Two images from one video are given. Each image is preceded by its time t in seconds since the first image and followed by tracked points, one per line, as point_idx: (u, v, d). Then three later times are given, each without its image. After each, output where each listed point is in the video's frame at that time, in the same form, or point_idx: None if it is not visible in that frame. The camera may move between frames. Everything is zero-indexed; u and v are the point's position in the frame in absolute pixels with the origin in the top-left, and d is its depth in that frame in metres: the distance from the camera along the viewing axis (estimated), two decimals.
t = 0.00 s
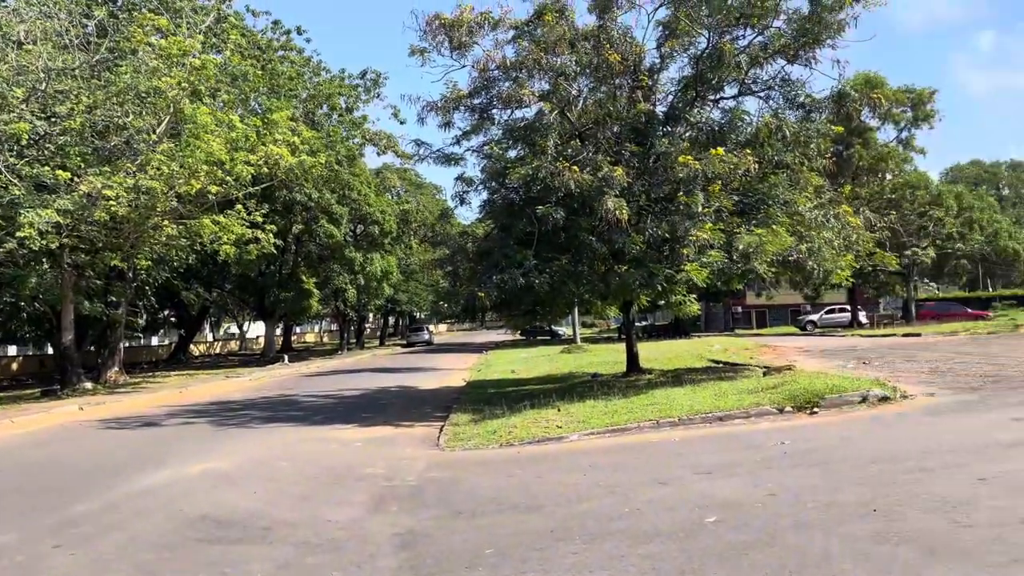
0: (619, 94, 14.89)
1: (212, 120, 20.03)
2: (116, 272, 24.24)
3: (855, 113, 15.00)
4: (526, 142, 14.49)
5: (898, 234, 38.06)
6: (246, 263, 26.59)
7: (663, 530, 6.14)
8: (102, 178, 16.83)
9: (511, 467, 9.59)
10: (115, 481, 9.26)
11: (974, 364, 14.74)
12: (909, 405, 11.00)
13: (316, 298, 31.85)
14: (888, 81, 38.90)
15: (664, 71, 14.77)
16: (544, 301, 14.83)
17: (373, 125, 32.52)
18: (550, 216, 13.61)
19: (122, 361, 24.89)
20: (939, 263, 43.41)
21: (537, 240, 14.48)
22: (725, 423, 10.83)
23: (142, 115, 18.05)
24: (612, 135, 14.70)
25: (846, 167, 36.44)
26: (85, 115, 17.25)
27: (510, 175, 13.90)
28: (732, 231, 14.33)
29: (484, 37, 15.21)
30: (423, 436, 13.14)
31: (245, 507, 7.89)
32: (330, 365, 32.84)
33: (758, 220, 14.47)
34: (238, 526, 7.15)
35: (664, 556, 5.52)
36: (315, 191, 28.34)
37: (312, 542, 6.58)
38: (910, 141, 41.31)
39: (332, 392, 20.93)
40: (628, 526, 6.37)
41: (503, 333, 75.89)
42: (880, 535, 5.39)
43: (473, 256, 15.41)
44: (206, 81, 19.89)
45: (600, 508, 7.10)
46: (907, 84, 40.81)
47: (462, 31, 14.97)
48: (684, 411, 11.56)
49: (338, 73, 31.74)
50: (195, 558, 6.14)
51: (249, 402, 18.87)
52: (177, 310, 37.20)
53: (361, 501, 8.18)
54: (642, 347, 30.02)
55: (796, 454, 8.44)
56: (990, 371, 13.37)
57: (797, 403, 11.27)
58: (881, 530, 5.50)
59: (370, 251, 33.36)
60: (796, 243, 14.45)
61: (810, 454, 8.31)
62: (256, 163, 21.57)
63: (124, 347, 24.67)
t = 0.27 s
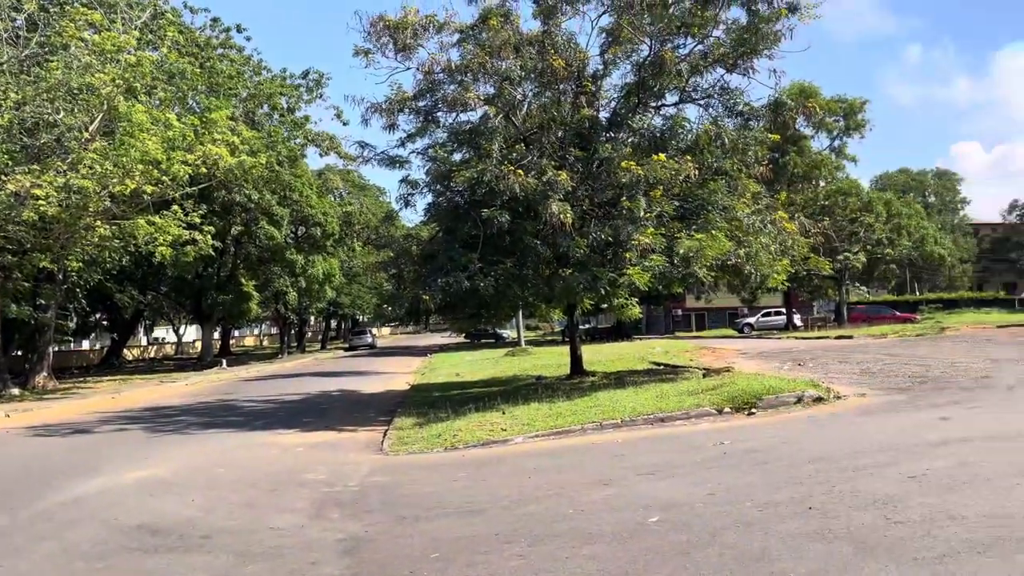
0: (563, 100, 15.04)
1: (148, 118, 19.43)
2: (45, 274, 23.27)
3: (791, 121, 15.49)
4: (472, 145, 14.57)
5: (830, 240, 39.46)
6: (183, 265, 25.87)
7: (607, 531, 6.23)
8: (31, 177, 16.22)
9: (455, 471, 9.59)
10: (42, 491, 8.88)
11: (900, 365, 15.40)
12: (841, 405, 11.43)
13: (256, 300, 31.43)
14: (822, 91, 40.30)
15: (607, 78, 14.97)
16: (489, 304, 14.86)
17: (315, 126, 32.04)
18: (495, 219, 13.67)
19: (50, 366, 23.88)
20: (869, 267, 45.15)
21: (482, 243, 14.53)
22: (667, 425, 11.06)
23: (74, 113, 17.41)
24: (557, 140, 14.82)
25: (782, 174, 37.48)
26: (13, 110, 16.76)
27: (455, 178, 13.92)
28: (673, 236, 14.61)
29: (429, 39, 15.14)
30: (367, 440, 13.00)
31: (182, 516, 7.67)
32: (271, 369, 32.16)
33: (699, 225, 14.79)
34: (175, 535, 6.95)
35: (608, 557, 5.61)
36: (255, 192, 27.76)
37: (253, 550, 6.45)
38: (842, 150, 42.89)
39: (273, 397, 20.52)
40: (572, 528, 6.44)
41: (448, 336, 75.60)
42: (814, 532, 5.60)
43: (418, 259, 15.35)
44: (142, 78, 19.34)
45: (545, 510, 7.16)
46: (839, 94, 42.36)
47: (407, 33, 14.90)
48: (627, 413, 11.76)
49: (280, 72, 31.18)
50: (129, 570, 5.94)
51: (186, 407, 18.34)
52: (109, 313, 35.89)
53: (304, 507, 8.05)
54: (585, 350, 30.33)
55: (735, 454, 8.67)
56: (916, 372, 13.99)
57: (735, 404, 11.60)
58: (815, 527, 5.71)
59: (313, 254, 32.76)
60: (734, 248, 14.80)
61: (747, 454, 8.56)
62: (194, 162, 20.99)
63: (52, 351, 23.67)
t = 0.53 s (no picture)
0: (509, 104, 15.04)
1: (81, 115, 18.57)
2: None
3: (731, 129, 15.85)
4: (417, 148, 14.54)
5: (768, 245, 40.54)
6: (117, 267, 24.97)
7: (550, 533, 6.26)
8: None
9: (399, 475, 9.50)
10: None
11: (834, 367, 15.91)
12: (777, 406, 11.75)
13: (194, 304, 30.49)
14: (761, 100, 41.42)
15: (551, 83, 15.06)
16: (433, 308, 14.77)
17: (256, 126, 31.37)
18: (439, 222, 13.60)
19: None
20: (805, 272, 46.56)
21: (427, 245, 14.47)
22: (610, 427, 11.19)
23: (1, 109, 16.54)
24: (502, 144, 14.87)
25: (722, 181, 38.30)
26: None
27: (400, 180, 13.80)
28: (616, 240, 14.76)
29: (373, 41, 15.02)
30: (309, 446, 12.76)
31: (114, 525, 7.39)
32: (209, 374, 31.29)
33: (641, 230, 14.99)
34: (106, 545, 6.69)
35: (552, 559, 5.63)
36: (193, 192, 27.04)
37: (190, 559, 6.26)
38: (779, 157, 44.15)
39: (211, 402, 19.96)
40: (517, 530, 6.45)
41: (393, 340, 74.87)
42: (751, 531, 5.73)
43: (362, 262, 15.16)
44: (73, 74, 18.78)
45: (489, 513, 7.15)
46: (777, 103, 43.63)
47: (351, 33, 14.71)
48: (571, 416, 11.84)
49: (220, 71, 30.43)
50: None
51: (118, 414, 17.68)
52: (36, 316, 34.39)
53: (243, 515, 7.86)
54: (531, 353, 30.42)
55: (676, 455, 8.82)
56: (849, 374, 14.48)
57: (677, 405, 11.80)
58: (753, 526, 5.85)
59: (254, 255, 32.02)
60: (676, 252, 15.04)
61: (688, 455, 8.72)
62: (128, 161, 20.27)
63: None
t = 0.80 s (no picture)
0: (456, 107, 14.97)
1: (11, 111, 17.69)
2: None
3: (675, 136, 16.13)
4: (363, 149, 14.35)
5: (710, 250, 41.44)
6: (48, 269, 23.97)
7: (495, 537, 6.25)
8: None
9: (343, 481, 9.35)
10: None
11: (773, 369, 16.33)
12: (719, 407, 11.99)
13: (130, 307, 29.53)
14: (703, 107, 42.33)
15: (499, 87, 15.07)
16: (379, 311, 14.59)
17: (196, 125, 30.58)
18: (386, 224, 13.46)
19: None
20: (746, 276, 47.70)
21: (372, 248, 14.32)
22: (556, 430, 11.24)
23: None
24: (449, 147, 14.82)
25: (666, 187, 38.90)
26: None
27: (345, 181, 13.60)
28: (563, 244, 14.83)
29: (318, 40, 14.81)
30: (249, 452, 12.46)
31: (41, 536, 7.06)
32: (145, 379, 30.30)
33: (587, 234, 15.10)
34: (32, 557, 6.39)
35: (498, 562, 5.61)
36: (130, 192, 26.12)
37: (122, 570, 6.02)
38: (721, 164, 45.19)
39: (147, 408, 19.32)
40: (462, 535, 6.40)
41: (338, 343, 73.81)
42: (693, 531, 5.82)
43: (305, 264, 14.89)
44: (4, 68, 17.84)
45: (434, 518, 7.08)
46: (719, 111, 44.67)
47: (296, 32, 14.46)
48: (517, 419, 11.84)
49: (158, 68, 29.58)
50: None
51: (47, 420, 16.95)
52: None
53: (180, 523, 7.61)
54: (477, 357, 30.35)
55: (620, 457, 8.91)
56: (787, 376, 14.88)
57: (622, 408, 11.94)
58: (695, 526, 5.94)
59: (193, 257, 31.17)
60: (621, 256, 15.20)
61: (632, 457, 8.82)
62: (61, 160, 19.50)
63: None
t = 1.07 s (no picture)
0: (405, 108, 14.91)
1: None
2: None
3: (622, 142, 16.38)
4: (310, 150, 14.16)
5: (657, 255, 42.12)
6: None
7: (442, 542, 6.22)
8: None
9: (287, 486, 9.18)
10: None
11: (717, 372, 16.66)
12: (664, 410, 12.18)
13: (65, 309, 28.50)
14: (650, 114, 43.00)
15: (448, 90, 15.03)
16: (326, 314, 14.39)
17: (137, 123, 29.74)
18: (333, 226, 13.30)
19: None
20: (691, 281, 48.60)
21: (319, 250, 14.14)
22: (504, 433, 11.26)
23: None
24: (398, 149, 14.74)
25: (613, 192, 39.27)
26: None
27: (291, 182, 13.39)
28: (512, 248, 14.89)
29: (265, 39, 14.58)
30: (190, 458, 12.14)
31: None
32: (80, 384, 29.23)
33: (536, 238, 15.19)
34: None
35: (445, 567, 5.59)
36: (67, 191, 24.89)
37: None
38: (667, 170, 45.95)
39: (82, 413, 18.64)
40: (408, 540, 6.35)
41: (283, 347, 72.50)
42: (638, 533, 5.89)
43: (250, 266, 14.58)
44: None
45: (381, 523, 7.01)
46: (665, 118, 45.45)
47: (241, 30, 14.19)
48: (465, 422, 11.83)
49: (97, 64, 28.68)
50: None
51: None
52: None
53: (117, 532, 7.37)
54: (426, 360, 30.17)
55: (567, 460, 8.97)
56: (730, 379, 15.21)
57: (569, 411, 12.03)
58: (640, 528, 6.02)
59: (133, 259, 30.24)
60: (569, 260, 15.33)
61: (579, 460, 8.89)
62: None
63: None
